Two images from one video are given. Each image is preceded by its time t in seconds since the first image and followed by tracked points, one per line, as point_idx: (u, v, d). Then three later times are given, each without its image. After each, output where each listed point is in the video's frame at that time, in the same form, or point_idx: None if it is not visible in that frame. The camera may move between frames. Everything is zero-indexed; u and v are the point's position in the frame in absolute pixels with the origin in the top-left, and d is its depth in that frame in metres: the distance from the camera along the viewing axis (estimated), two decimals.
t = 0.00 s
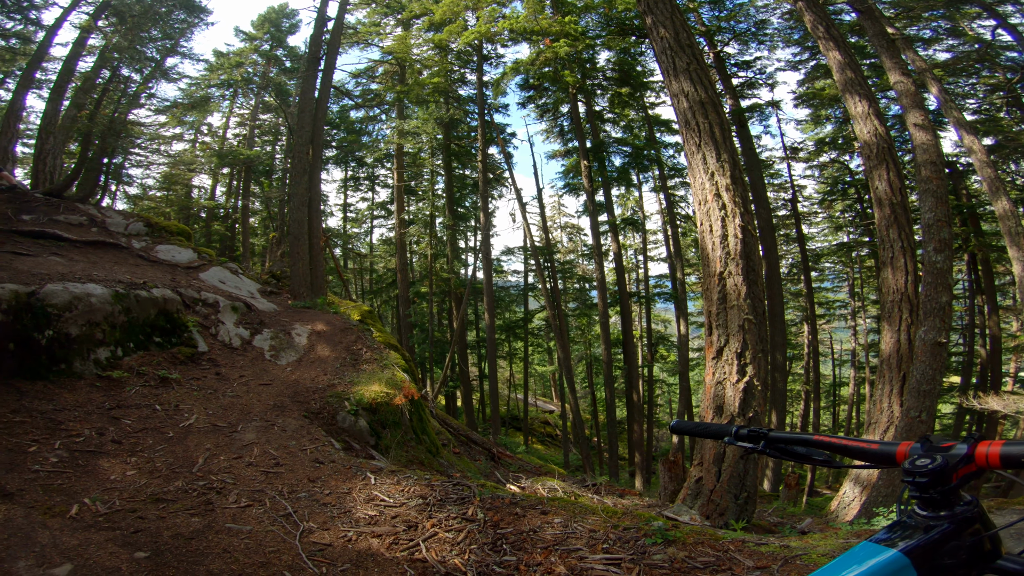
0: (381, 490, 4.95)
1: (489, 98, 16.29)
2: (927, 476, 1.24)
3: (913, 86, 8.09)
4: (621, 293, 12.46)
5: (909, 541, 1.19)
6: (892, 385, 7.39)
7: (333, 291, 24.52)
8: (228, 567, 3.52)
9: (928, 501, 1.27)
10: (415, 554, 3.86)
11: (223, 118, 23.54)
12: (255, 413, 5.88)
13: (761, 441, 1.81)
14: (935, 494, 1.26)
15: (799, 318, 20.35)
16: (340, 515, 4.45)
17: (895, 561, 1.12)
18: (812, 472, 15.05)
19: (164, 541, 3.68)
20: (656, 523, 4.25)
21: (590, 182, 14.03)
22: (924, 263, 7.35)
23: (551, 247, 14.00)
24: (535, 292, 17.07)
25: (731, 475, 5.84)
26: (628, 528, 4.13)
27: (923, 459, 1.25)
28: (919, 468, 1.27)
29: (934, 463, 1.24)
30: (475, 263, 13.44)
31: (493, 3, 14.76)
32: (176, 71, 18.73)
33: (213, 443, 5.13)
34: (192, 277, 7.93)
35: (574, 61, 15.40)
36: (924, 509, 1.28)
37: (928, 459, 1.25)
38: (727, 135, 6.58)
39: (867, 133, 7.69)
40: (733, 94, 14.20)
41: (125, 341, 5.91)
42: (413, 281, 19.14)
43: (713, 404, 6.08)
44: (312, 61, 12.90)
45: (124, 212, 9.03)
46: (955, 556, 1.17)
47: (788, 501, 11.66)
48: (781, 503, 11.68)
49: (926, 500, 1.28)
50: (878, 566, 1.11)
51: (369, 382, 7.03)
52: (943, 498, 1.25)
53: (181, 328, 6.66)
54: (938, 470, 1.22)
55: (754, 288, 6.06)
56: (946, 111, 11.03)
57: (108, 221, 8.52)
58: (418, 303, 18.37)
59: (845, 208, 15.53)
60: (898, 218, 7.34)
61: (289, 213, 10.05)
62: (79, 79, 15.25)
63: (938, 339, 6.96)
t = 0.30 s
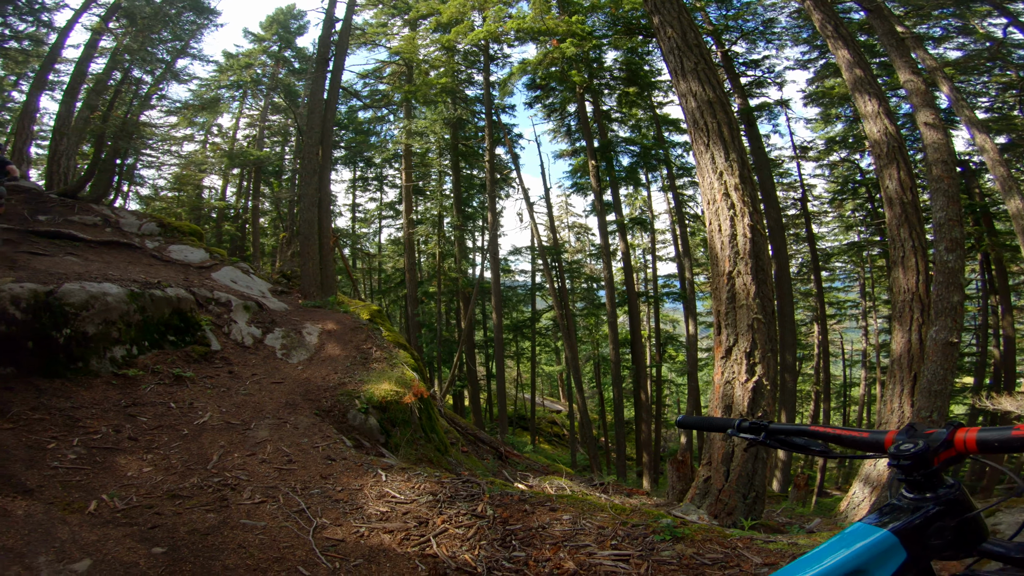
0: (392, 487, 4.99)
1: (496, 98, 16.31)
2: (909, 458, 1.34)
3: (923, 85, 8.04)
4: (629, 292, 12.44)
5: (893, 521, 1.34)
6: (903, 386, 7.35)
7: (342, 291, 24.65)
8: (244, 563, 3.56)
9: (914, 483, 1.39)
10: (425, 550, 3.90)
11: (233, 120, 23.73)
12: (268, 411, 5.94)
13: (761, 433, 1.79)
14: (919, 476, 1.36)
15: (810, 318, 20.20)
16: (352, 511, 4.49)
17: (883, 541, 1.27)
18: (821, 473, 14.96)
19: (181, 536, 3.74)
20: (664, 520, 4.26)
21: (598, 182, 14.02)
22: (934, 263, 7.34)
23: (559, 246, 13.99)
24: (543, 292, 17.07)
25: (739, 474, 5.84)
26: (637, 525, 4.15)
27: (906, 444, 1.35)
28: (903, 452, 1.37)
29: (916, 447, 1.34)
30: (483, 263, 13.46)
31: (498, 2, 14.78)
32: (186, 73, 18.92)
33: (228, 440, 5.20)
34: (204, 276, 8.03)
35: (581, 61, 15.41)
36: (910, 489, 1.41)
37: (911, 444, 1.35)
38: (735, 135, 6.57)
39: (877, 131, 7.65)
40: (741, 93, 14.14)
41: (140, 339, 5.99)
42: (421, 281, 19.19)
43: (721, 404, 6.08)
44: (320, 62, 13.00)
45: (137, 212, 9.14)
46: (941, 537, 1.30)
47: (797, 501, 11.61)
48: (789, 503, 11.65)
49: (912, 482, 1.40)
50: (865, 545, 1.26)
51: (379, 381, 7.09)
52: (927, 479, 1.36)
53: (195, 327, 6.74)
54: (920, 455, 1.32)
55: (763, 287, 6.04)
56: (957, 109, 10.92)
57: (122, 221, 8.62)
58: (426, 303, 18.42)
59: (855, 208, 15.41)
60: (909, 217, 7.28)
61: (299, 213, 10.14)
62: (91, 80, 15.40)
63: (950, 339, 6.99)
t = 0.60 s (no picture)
0: (423, 483, 5.09)
1: (517, 99, 16.36)
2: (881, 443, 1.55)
3: (959, 79, 7.79)
4: (656, 292, 12.34)
5: (871, 495, 1.50)
6: (942, 387, 7.09)
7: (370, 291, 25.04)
8: (285, 555, 3.68)
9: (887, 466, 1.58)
10: (457, 544, 3.97)
11: (263, 124, 24.31)
12: (304, 408, 6.11)
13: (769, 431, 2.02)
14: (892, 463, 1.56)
15: (844, 317, 19.70)
16: (385, 506, 4.59)
17: (863, 507, 1.42)
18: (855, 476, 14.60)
19: (225, 529, 3.88)
20: (692, 519, 4.25)
21: (623, 181, 13.95)
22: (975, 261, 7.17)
23: (584, 246, 13.96)
24: (568, 291, 17.06)
25: (769, 475, 5.77)
26: (665, 523, 4.15)
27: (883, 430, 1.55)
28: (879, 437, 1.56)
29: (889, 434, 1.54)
30: (508, 263, 13.53)
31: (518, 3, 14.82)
32: (218, 79, 19.47)
33: (267, 436, 5.36)
34: (241, 277, 8.28)
35: (603, 60, 15.36)
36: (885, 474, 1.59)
37: (885, 431, 1.56)
38: (764, 132, 6.48)
39: (912, 127, 7.47)
40: (769, 88, 13.89)
41: (183, 338, 6.21)
42: (447, 280, 19.37)
43: (752, 404, 6.03)
44: (347, 66, 13.25)
45: (177, 216, 9.46)
46: (916, 514, 1.46)
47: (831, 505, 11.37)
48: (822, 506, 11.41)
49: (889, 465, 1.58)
50: (848, 509, 1.41)
51: (409, 379, 7.21)
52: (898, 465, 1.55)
53: (234, 326, 6.97)
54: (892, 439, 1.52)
55: (796, 286, 5.94)
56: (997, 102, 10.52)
57: (163, 224, 8.93)
58: (452, 302, 18.60)
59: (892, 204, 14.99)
60: (948, 213, 7.10)
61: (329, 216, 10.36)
62: (128, 88, 15.95)
63: (991, 339, 6.85)
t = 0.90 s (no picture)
0: (464, 481, 5.15)
1: (550, 98, 16.31)
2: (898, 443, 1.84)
3: (1019, 70, 7.35)
4: (698, 290, 12.10)
5: (893, 489, 1.77)
6: (1007, 390, 6.64)
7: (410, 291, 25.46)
8: (335, 549, 3.77)
9: (907, 463, 1.86)
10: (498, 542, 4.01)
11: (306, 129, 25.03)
12: (351, 405, 6.28)
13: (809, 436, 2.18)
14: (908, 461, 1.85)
15: (900, 317, 18.78)
16: (429, 502, 4.68)
17: (884, 498, 1.69)
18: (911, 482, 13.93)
19: (279, 523, 4.02)
20: (735, 521, 4.15)
21: (662, 179, 13.71)
22: None
23: (623, 244, 13.81)
24: (606, 290, 16.91)
25: (817, 479, 5.59)
26: (706, 524, 4.07)
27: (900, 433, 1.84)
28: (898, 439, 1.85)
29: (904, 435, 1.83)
30: (545, 262, 13.51)
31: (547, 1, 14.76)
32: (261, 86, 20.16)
33: (317, 433, 5.54)
34: (291, 279, 8.57)
35: (637, 56, 15.15)
36: (905, 471, 1.88)
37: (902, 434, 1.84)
38: (810, 126, 6.28)
39: (971, 120, 7.13)
40: (813, 81, 13.44)
41: (239, 338, 6.48)
42: (485, 280, 19.49)
43: (801, 407, 5.85)
44: (383, 71, 13.51)
45: (230, 221, 9.87)
46: (932, 505, 1.73)
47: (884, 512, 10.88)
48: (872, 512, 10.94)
49: (907, 463, 1.87)
50: (872, 500, 1.69)
51: (449, 378, 7.32)
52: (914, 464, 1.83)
53: (285, 327, 7.22)
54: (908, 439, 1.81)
55: (848, 286, 5.71)
56: None
57: (217, 229, 9.33)
58: (490, 302, 18.71)
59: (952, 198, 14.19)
60: (1015, 208, 6.73)
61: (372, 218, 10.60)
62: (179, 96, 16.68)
63: None
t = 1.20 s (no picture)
0: (509, 480, 5.15)
1: (587, 95, 16.19)
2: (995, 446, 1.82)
3: None
4: (748, 289, 11.73)
5: (991, 492, 1.78)
6: None
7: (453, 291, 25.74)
8: (386, 545, 3.80)
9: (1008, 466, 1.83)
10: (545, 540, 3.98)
11: (350, 134, 25.69)
12: (400, 403, 6.39)
13: (904, 432, 2.12)
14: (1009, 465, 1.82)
15: (968, 316, 17.63)
16: (475, 501, 4.70)
17: (979, 501, 1.73)
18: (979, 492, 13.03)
19: (334, 519, 4.08)
20: (792, 525, 3.98)
21: (708, 174, 13.37)
22: None
23: (667, 241, 13.54)
24: (650, 289, 16.60)
25: (877, 484, 5.31)
26: (761, 528, 3.91)
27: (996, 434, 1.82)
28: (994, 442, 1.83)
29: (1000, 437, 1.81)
30: (586, 262, 13.41)
31: None
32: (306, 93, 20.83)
33: (368, 430, 5.66)
34: (341, 280, 8.81)
35: (676, 50, 14.84)
36: (1005, 472, 1.86)
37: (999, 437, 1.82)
38: (869, 117, 6.00)
39: None
40: (865, 70, 12.85)
41: (294, 337, 6.70)
42: (525, 280, 19.49)
43: (862, 410, 5.59)
44: (422, 75, 13.73)
45: (283, 224, 10.24)
46: None
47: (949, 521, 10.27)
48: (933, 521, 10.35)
49: (1007, 464, 1.84)
50: (969, 502, 1.72)
51: (493, 377, 7.35)
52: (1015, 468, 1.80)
53: (337, 326, 7.43)
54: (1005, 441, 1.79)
55: (915, 283, 5.40)
56: None
57: (271, 232, 9.70)
58: (530, 302, 18.70)
59: None
60: None
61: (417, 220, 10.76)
62: (230, 104, 17.41)
63: None
